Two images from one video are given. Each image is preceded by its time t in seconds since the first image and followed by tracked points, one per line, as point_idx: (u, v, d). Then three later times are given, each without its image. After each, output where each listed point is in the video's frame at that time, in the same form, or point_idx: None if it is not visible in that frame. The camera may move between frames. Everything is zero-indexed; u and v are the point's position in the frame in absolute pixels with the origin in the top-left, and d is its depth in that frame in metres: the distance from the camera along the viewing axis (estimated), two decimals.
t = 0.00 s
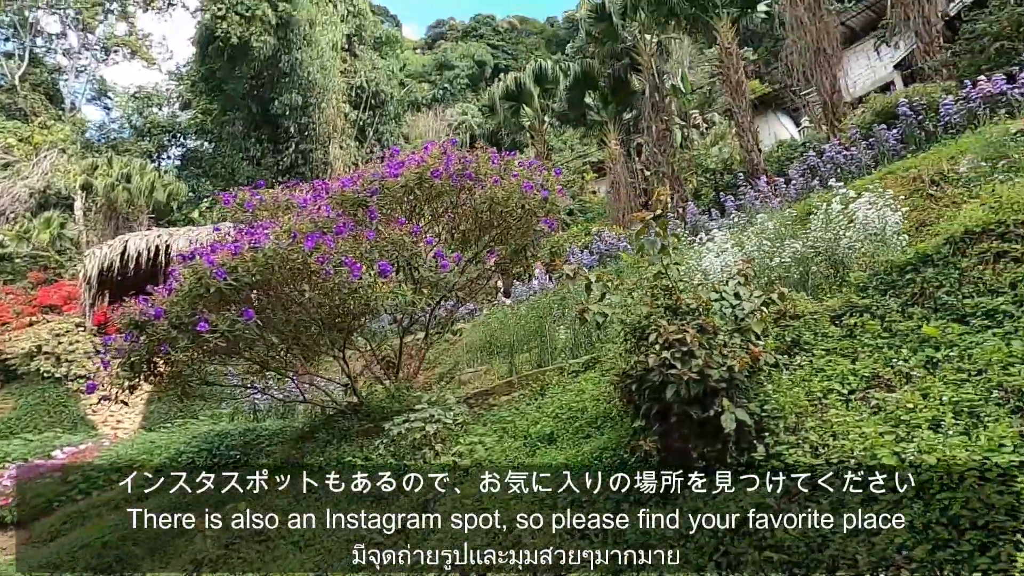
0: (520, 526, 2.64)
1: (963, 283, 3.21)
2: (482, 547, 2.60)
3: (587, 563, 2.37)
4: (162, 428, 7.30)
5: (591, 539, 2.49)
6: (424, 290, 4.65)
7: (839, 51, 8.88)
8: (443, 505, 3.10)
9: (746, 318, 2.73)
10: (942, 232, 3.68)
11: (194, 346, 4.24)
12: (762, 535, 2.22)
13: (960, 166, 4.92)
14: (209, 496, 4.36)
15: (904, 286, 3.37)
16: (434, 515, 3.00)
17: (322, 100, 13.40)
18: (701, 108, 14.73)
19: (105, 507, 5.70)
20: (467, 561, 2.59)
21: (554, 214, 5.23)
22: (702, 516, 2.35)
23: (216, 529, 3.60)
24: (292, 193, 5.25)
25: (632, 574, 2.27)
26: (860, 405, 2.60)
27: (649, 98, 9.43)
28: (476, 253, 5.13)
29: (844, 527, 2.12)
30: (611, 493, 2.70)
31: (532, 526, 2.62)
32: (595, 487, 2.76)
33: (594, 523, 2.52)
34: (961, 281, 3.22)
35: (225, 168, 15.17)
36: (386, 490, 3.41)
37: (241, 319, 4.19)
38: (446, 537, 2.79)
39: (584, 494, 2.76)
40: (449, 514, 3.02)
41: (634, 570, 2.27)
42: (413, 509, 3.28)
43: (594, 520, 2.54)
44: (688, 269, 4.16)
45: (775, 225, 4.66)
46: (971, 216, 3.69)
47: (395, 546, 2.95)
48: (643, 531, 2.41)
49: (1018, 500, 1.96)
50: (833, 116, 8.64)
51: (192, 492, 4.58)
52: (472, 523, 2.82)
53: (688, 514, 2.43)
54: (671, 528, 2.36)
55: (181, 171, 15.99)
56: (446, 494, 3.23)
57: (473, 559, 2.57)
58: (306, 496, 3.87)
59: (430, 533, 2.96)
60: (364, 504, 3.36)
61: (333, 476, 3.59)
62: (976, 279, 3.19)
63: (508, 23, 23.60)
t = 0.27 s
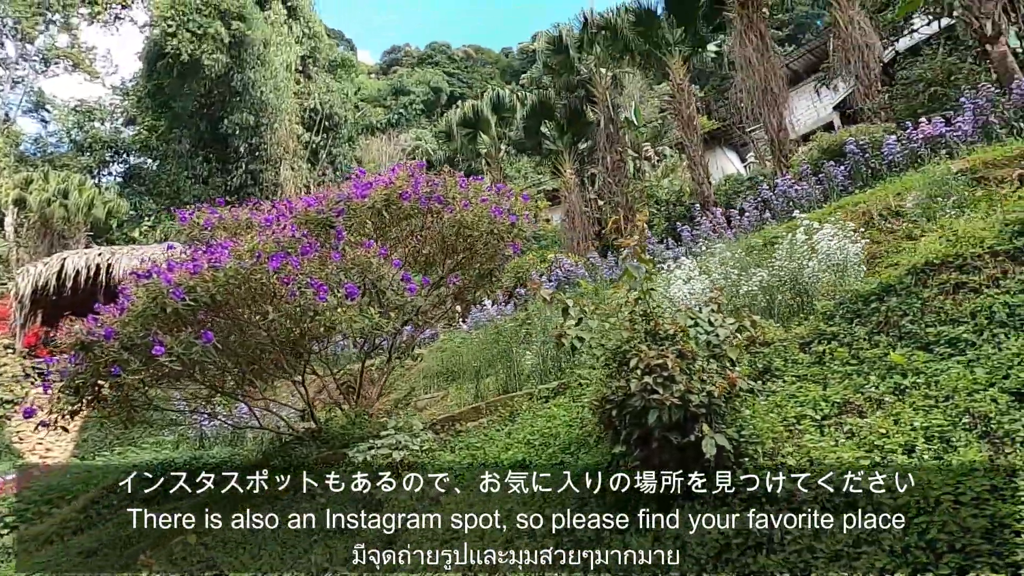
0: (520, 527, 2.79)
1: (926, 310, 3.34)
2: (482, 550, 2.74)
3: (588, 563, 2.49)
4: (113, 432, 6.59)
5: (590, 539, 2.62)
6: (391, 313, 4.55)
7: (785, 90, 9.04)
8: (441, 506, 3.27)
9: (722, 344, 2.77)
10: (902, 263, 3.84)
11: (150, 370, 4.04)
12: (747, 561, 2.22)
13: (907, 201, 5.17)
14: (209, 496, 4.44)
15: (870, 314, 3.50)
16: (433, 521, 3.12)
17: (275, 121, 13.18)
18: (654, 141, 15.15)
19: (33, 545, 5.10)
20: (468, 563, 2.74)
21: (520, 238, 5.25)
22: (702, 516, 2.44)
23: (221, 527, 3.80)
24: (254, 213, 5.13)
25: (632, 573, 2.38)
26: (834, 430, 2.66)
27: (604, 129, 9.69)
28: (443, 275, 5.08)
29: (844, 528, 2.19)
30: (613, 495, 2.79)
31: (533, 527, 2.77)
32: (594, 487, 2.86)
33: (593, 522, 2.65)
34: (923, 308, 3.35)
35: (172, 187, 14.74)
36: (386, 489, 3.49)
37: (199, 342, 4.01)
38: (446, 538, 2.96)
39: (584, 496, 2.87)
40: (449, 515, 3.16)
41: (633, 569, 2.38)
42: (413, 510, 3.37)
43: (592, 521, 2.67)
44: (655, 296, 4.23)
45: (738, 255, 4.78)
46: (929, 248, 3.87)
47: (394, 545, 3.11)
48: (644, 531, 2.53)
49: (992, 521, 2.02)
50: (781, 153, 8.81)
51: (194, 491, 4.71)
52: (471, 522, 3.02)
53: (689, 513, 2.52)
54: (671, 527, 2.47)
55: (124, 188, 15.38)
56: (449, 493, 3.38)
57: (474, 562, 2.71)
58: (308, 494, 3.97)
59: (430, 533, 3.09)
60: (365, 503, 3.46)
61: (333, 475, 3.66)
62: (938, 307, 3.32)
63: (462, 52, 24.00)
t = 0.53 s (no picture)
0: (519, 526, 2.82)
1: (923, 325, 3.38)
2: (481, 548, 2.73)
3: (586, 563, 2.50)
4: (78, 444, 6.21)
5: (590, 537, 2.65)
6: (378, 322, 4.35)
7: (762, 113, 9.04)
8: (442, 506, 3.31)
9: (721, 357, 2.74)
10: (895, 279, 3.89)
11: (126, 380, 3.87)
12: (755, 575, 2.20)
13: (888, 220, 5.26)
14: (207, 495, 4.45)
15: (867, 329, 3.53)
16: (433, 519, 3.17)
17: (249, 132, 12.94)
18: (632, 159, 15.30)
19: None
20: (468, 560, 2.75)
21: (508, 251, 5.22)
22: (703, 517, 2.48)
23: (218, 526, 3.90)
24: (237, 222, 5.03)
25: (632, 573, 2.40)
26: (836, 444, 2.67)
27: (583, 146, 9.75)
28: (430, 286, 5.00)
29: (845, 527, 2.23)
30: (610, 493, 2.83)
31: (532, 526, 2.80)
32: (594, 487, 2.88)
33: (595, 521, 2.66)
34: (920, 324, 3.39)
35: (141, 197, 14.40)
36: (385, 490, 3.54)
37: (178, 352, 3.85)
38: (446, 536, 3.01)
39: (584, 495, 2.90)
40: (448, 516, 3.22)
41: (633, 569, 2.40)
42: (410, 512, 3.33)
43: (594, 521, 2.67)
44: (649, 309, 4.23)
45: (729, 271, 4.80)
46: (921, 265, 3.92)
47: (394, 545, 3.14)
48: (644, 532, 2.55)
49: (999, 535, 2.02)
50: (757, 174, 8.73)
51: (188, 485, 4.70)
52: (470, 522, 3.06)
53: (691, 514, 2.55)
54: (671, 528, 2.51)
55: (91, 197, 14.96)
56: (449, 493, 3.44)
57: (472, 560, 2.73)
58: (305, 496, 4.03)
59: (430, 531, 3.15)
60: (360, 502, 3.52)
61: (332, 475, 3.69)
62: (934, 323, 3.37)
63: (439, 68, 24.10)
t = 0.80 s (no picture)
0: (521, 526, 2.85)
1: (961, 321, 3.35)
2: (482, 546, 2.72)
3: (587, 563, 2.45)
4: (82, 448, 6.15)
5: (591, 536, 2.66)
6: (397, 323, 4.35)
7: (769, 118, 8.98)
8: (444, 506, 3.32)
9: (754, 354, 2.68)
10: (926, 276, 3.84)
11: (142, 382, 3.82)
12: None
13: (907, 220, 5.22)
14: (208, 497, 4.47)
15: (901, 326, 3.49)
16: (435, 518, 3.18)
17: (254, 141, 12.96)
18: (638, 166, 15.28)
19: None
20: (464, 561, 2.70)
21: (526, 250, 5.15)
22: (703, 517, 2.49)
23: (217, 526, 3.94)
24: (250, 221, 4.98)
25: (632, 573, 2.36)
26: (878, 441, 2.63)
27: (588, 153, 9.65)
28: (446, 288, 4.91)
29: (845, 527, 2.21)
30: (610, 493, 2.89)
31: (534, 526, 2.83)
32: (595, 487, 2.94)
33: (595, 519, 2.68)
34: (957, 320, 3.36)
35: (145, 206, 14.38)
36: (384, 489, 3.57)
37: (194, 352, 3.79)
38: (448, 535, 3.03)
39: (585, 496, 2.94)
40: (449, 516, 3.23)
41: (632, 569, 2.36)
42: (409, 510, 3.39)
43: (593, 519, 2.70)
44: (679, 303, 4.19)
45: (750, 271, 4.76)
46: (952, 261, 3.87)
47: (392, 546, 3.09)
48: (644, 530, 2.56)
49: None
50: (765, 179, 8.70)
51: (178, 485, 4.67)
52: (471, 522, 3.09)
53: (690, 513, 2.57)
54: (671, 528, 2.50)
55: (96, 206, 14.93)
56: (451, 494, 3.43)
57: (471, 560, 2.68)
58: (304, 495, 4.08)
59: (431, 532, 3.15)
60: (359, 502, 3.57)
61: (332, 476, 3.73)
62: (972, 319, 3.34)
63: (442, 78, 24.16)
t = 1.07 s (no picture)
0: (522, 526, 2.90)
1: None
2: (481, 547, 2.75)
3: (586, 563, 2.49)
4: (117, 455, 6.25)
5: (590, 534, 2.70)
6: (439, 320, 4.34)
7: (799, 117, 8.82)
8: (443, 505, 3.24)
9: (817, 340, 2.58)
10: (991, 259, 3.75)
11: (187, 383, 3.83)
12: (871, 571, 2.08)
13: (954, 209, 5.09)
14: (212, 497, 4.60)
15: (968, 308, 3.42)
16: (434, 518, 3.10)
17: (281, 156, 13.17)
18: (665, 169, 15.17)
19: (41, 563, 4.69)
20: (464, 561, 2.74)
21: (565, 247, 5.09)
22: (703, 517, 2.52)
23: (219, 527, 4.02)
24: (286, 223, 4.97)
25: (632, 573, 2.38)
26: (953, 427, 2.59)
27: (614, 159, 9.55)
28: (486, 287, 4.88)
29: (844, 527, 2.24)
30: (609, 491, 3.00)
31: (533, 526, 2.88)
32: (594, 487, 3.08)
33: (594, 519, 2.72)
34: None
35: (177, 223, 14.63)
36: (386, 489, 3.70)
37: (238, 352, 3.79)
38: (448, 536, 3.04)
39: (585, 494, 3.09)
40: (448, 515, 3.14)
41: (632, 569, 2.39)
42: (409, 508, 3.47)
43: (591, 518, 2.75)
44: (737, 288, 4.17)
45: (799, 263, 4.68)
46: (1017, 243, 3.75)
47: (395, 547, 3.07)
48: (644, 529, 2.61)
49: None
50: (796, 179, 8.54)
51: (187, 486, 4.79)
52: (471, 522, 3.09)
53: (688, 512, 2.62)
54: (670, 527, 2.55)
55: (129, 224, 15.22)
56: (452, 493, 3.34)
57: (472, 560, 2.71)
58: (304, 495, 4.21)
59: (429, 533, 3.09)
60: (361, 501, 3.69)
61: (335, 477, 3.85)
62: None
63: (463, 90, 24.26)
